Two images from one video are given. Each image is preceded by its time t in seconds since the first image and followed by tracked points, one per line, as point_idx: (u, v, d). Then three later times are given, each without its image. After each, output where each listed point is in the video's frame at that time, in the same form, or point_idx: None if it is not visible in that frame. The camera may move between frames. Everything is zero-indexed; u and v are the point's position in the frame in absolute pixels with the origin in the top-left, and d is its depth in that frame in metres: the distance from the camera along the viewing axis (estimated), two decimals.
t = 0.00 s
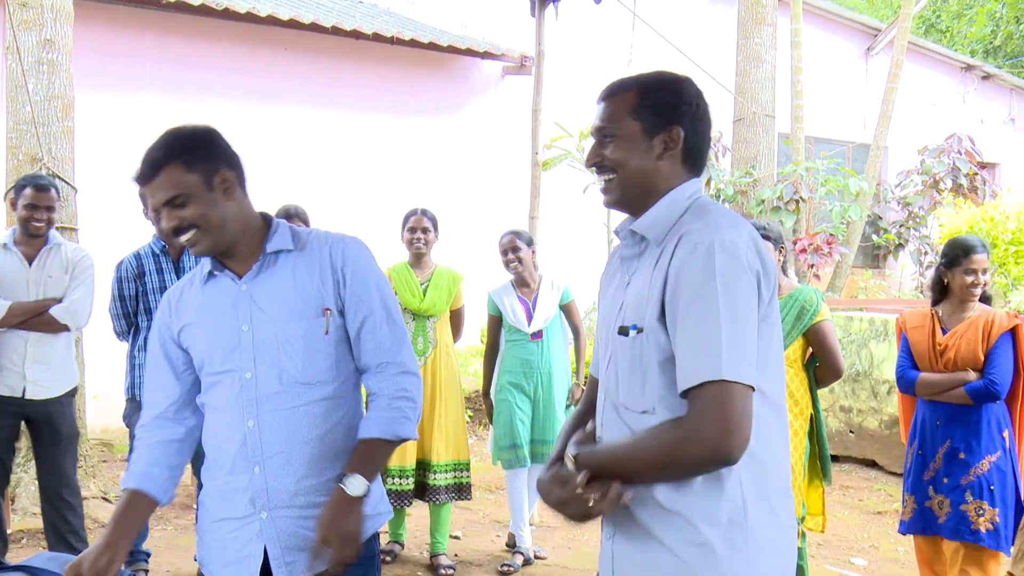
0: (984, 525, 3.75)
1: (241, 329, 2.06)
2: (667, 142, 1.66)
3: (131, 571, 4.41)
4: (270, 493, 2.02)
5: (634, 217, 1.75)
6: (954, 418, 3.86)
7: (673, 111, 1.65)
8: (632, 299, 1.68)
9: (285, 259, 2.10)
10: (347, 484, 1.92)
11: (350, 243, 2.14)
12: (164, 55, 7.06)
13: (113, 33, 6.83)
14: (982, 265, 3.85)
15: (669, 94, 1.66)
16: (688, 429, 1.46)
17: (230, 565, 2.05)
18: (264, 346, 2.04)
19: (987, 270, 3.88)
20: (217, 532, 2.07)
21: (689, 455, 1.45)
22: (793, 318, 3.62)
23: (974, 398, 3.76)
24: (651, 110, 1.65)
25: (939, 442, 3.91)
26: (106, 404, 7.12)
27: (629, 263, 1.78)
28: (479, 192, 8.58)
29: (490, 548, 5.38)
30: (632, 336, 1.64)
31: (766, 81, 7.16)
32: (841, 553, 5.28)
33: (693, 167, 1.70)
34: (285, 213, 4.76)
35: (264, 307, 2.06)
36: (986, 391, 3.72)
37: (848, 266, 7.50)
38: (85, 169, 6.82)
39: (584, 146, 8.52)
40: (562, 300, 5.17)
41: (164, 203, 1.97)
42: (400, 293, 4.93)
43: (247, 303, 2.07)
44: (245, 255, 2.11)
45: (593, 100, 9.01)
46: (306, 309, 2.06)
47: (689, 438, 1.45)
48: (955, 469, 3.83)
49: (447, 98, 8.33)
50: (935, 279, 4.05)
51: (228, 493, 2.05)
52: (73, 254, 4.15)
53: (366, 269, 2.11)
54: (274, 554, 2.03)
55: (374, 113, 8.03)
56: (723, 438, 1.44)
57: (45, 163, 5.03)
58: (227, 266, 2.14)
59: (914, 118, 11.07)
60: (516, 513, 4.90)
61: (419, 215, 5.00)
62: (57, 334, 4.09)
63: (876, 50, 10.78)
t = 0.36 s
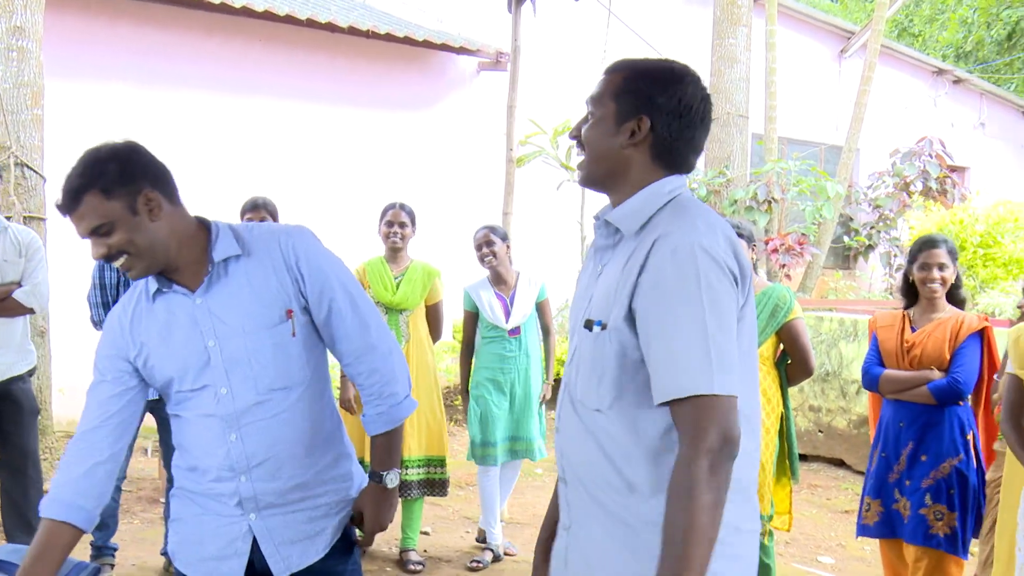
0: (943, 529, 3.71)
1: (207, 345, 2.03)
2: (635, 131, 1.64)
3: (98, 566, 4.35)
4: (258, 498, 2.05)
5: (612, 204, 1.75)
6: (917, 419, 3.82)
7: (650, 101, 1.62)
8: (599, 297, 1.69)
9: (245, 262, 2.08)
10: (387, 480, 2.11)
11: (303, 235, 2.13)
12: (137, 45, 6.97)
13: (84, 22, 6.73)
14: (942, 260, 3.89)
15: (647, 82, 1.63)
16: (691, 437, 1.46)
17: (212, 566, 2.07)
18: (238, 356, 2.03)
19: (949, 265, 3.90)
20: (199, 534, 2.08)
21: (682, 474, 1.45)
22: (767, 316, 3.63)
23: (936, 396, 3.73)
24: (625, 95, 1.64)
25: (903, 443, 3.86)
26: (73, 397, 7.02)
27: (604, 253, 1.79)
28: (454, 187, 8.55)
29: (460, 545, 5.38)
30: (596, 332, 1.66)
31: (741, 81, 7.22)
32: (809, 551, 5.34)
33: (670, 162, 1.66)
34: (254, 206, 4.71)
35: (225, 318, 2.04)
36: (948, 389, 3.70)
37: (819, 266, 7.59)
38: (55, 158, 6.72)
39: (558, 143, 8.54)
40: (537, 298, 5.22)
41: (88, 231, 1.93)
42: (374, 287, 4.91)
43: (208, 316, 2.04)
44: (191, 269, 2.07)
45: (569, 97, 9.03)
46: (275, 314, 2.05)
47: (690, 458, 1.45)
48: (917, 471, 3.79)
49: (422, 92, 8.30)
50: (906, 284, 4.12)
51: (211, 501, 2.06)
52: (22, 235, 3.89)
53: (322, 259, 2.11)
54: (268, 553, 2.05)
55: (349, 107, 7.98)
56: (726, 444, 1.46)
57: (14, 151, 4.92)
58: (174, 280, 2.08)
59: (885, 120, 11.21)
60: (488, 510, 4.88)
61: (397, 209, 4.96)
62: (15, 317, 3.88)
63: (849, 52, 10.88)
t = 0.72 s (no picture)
0: (903, 535, 3.68)
1: (193, 350, 2.03)
2: (616, 123, 1.64)
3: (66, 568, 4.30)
4: (242, 499, 2.06)
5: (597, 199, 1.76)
6: (881, 423, 3.79)
7: (632, 94, 1.62)
8: (564, 294, 1.72)
9: (227, 266, 2.09)
10: (366, 470, 2.19)
11: (280, 237, 2.15)
12: (107, 43, 6.90)
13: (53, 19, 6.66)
14: (905, 253, 3.87)
15: (630, 74, 1.62)
16: (659, 442, 1.45)
17: (191, 567, 2.05)
18: (225, 359, 2.04)
19: (917, 262, 3.87)
20: (182, 539, 2.05)
21: (647, 489, 1.43)
22: (740, 316, 3.65)
23: (894, 402, 3.70)
24: (608, 87, 1.65)
25: (866, 446, 3.82)
26: (40, 398, 6.91)
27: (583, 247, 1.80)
28: (428, 188, 8.51)
29: (432, 547, 5.36)
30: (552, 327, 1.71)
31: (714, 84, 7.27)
32: (781, 553, 5.38)
33: (654, 158, 1.65)
34: (248, 203, 4.67)
35: (211, 322, 2.04)
36: (908, 392, 3.65)
37: (790, 270, 7.67)
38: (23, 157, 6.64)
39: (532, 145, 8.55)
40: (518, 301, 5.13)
41: (130, 189, 1.98)
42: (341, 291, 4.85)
43: (194, 321, 2.04)
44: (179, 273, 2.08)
45: (544, 99, 9.04)
46: (258, 318, 2.08)
47: (658, 461, 1.43)
48: (879, 475, 3.75)
49: (395, 93, 8.26)
50: (881, 287, 4.11)
51: (191, 503, 2.05)
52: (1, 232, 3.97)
53: (306, 260, 2.15)
54: (252, 550, 2.07)
55: (321, 108, 7.93)
56: (695, 451, 1.45)
57: None
58: (154, 285, 2.07)
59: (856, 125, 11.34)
60: (464, 512, 4.93)
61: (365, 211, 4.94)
62: None
63: (820, 57, 10.98)
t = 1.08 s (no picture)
0: (896, 524, 3.68)
1: (252, 326, 2.18)
2: (607, 123, 1.66)
3: None
4: (285, 485, 2.19)
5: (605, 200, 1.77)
6: (869, 414, 3.78)
7: (619, 96, 1.63)
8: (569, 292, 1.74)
9: (278, 260, 2.28)
10: (361, 474, 2.36)
11: (321, 246, 2.40)
12: (105, 55, 6.91)
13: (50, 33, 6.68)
14: (890, 244, 3.87)
15: (616, 75, 1.64)
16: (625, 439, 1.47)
17: (239, 564, 2.15)
18: (279, 344, 2.20)
19: (901, 253, 3.86)
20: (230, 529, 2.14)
21: (596, 475, 1.47)
22: (750, 311, 3.65)
23: (884, 391, 3.68)
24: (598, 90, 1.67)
25: (855, 437, 3.83)
26: (46, 411, 6.91)
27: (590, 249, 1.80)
28: (428, 192, 8.50)
29: (441, 550, 5.36)
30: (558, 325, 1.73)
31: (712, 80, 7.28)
32: (791, 548, 5.37)
33: (650, 153, 1.65)
34: (271, 212, 4.94)
35: (270, 301, 2.21)
36: (897, 382, 3.64)
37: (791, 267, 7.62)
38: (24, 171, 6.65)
39: (531, 146, 8.55)
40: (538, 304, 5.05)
41: (235, 160, 2.22)
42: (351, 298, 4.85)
43: (254, 299, 2.19)
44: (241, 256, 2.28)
45: (542, 100, 9.04)
46: (307, 307, 2.27)
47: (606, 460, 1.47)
48: (869, 466, 3.76)
49: (393, 98, 8.26)
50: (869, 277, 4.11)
51: (231, 491, 2.14)
52: (23, 248, 4.18)
53: (344, 277, 2.44)
54: (283, 541, 2.18)
55: (319, 114, 7.92)
56: (659, 457, 1.45)
57: None
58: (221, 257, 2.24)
59: (855, 118, 11.35)
60: (475, 516, 4.88)
61: (370, 215, 4.97)
62: (13, 330, 4.08)
63: (817, 51, 10.98)
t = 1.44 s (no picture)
0: (870, 523, 3.66)
1: (276, 314, 2.44)
2: (588, 127, 1.67)
3: None
4: (301, 462, 2.48)
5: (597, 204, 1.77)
6: (841, 413, 3.77)
7: (596, 98, 1.64)
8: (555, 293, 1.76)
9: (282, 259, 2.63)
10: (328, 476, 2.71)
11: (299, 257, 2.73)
12: (95, 55, 6.90)
13: (39, 32, 6.66)
14: (860, 243, 3.89)
15: (593, 79, 1.65)
16: (626, 434, 1.49)
17: (270, 540, 2.38)
18: (293, 335, 2.49)
19: (868, 252, 3.89)
20: (268, 504, 2.38)
21: (611, 477, 1.48)
22: (746, 310, 3.69)
23: (860, 390, 3.67)
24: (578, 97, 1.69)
25: (828, 436, 3.81)
26: (35, 412, 6.89)
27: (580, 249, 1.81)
28: (420, 191, 8.49)
29: (433, 550, 5.36)
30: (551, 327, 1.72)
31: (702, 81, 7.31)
32: (782, 547, 5.38)
33: (632, 152, 1.65)
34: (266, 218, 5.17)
35: (283, 294, 2.51)
36: (873, 382, 3.63)
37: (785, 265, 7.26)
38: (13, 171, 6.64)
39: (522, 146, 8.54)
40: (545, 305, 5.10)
41: (271, 161, 2.46)
42: (361, 297, 4.85)
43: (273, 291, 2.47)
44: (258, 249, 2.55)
45: (533, 100, 9.03)
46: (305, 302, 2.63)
47: (623, 454, 1.48)
48: (843, 465, 3.75)
49: (384, 97, 8.24)
50: (836, 277, 4.12)
51: (262, 469, 2.37)
52: (35, 254, 4.25)
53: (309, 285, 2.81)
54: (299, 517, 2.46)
55: (310, 114, 7.90)
56: (661, 447, 1.47)
57: None
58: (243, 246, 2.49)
59: (845, 118, 11.39)
60: (470, 515, 4.89)
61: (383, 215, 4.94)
62: (14, 336, 4.15)
63: (808, 51, 10.99)
